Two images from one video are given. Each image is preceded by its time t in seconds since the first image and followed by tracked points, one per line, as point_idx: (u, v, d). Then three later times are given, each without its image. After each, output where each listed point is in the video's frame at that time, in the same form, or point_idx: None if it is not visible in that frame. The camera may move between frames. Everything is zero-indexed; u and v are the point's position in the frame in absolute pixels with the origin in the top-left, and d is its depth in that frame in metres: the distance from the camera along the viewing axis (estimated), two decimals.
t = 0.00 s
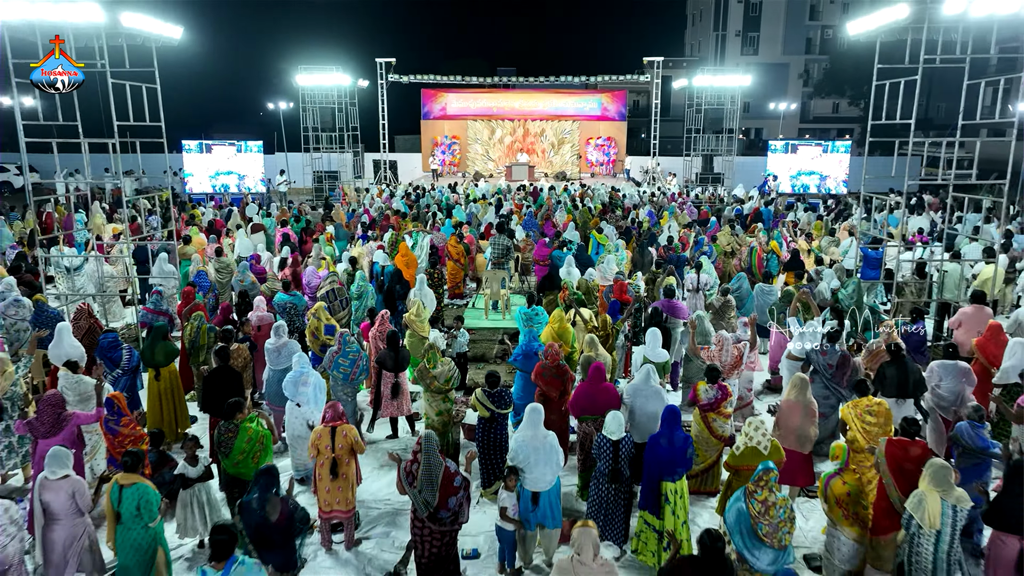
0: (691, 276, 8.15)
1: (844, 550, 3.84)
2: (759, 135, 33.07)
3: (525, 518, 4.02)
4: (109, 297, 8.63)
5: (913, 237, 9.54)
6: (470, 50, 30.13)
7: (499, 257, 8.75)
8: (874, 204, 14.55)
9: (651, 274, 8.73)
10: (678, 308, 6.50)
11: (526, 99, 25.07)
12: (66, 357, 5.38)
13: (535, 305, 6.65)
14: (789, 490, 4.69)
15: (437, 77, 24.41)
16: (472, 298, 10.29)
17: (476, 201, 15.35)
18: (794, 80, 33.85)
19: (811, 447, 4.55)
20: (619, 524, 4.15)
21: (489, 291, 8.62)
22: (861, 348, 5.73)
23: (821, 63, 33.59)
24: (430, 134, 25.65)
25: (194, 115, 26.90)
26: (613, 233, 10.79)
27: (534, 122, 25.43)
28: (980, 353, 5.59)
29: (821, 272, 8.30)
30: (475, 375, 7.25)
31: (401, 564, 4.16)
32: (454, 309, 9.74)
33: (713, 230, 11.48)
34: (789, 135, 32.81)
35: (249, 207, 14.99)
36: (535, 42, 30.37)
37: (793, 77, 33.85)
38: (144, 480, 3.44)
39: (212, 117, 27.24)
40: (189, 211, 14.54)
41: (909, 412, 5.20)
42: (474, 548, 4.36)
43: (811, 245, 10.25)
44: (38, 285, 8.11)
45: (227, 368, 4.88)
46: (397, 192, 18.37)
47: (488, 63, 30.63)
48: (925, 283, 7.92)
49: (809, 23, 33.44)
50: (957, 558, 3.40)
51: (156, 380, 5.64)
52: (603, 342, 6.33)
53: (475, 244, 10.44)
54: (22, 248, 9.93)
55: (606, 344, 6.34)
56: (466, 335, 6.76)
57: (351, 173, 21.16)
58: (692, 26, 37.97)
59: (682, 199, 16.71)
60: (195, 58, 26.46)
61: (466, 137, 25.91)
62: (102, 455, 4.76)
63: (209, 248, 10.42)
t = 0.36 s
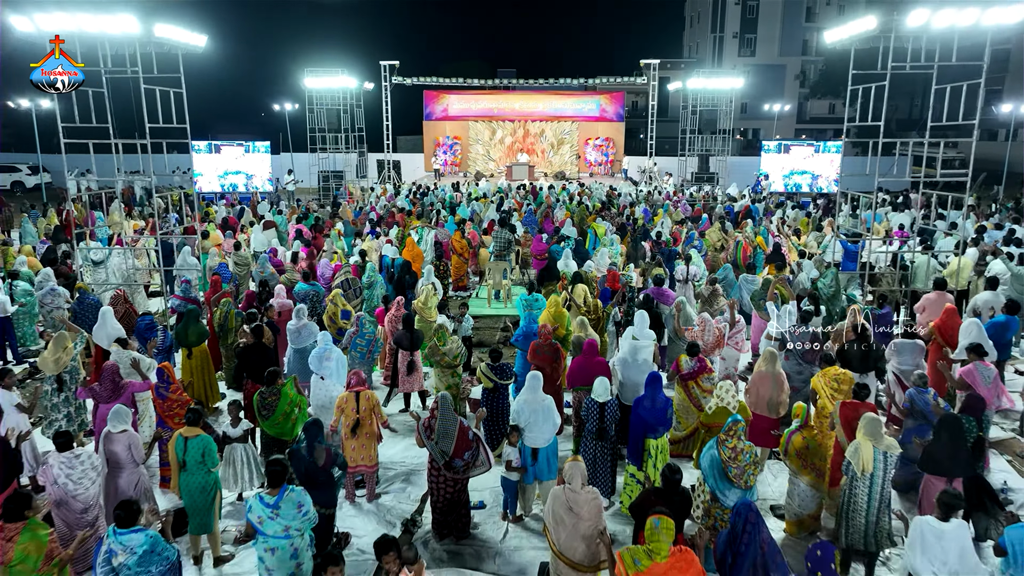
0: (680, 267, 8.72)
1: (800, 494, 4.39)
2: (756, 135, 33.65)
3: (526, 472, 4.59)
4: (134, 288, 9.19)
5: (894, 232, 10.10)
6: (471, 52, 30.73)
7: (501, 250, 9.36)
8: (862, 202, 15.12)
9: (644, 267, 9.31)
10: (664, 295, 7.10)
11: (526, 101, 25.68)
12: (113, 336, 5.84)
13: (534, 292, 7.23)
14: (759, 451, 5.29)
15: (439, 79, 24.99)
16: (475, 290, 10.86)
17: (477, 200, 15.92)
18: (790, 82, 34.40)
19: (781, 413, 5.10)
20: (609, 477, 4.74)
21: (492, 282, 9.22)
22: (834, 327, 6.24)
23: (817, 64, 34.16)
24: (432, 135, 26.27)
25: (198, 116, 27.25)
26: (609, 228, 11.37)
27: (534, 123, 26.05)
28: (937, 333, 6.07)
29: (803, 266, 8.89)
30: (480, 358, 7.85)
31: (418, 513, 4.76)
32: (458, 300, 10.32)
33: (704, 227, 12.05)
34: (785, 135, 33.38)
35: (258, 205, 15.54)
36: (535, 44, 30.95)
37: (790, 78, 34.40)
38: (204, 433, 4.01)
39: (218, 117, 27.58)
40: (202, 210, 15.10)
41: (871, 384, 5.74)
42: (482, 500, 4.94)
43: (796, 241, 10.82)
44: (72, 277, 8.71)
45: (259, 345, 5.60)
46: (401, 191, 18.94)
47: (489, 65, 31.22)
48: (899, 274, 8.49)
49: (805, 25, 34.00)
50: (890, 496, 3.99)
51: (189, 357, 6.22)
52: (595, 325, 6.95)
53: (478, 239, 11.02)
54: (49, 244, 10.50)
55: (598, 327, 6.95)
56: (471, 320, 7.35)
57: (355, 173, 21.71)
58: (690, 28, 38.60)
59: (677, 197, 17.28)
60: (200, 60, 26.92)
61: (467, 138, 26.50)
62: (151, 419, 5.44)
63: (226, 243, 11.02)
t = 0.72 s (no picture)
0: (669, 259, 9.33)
1: (765, 449, 4.98)
2: (752, 135, 34.27)
3: (525, 434, 5.21)
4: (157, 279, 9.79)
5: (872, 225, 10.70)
6: (472, 54, 31.34)
7: (502, 243, 9.98)
8: (849, 199, 15.72)
9: (636, 259, 9.89)
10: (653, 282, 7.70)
11: (525, 102, 26.28)
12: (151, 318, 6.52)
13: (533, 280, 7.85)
14: (734, 419, 5.91)
15: (440, 80, 25.55)
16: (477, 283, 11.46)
17: (479, 198, 16.53)
18: (786, 82, 35.01)
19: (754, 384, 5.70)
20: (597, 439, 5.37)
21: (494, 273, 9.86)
22: (804, 310, 6.81)
23: (813, 65, 34.75)
24: (433, 135, 26.90)
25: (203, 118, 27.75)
26: (604, 223, 11.97)
27: (533, 123, 26.65)
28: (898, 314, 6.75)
29: (783, 258, 9.51)
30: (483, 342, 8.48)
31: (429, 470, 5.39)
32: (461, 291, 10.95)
33: (695, 222, 12.66)
34: (780, 135, 34.00)
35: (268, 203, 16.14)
36: (535, 46, 31.57)
37: (786, 79, 35.00)
38: (248, 394, 4.66)
39: (221, 119, 28.08)
40: (213, 207, 15.69)
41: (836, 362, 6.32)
42: (485, 460, 5.57)
43: (781, 236, 11.43)
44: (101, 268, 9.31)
45: (285, 326, 6.21)
46: (404, 190, 19.53)
47: (489, 66, 31.78)
48: (873, 264, 9.07)
49: (801, 26, 34.61)
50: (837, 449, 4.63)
51: (218, 339, 6.84)
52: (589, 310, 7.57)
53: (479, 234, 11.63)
54: (75, 239, 11.11)
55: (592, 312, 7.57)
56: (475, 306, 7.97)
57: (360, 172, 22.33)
58: (688, 29, 39.14)
59: (671, 195, 17.90)
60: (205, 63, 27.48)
61: (468, 138, 27.12)
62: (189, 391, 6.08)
63: (241, 238, 11.63)
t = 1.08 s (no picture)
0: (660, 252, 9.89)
1: (738, 419, 5.53)
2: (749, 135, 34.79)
3: (521, 405, 5.75)
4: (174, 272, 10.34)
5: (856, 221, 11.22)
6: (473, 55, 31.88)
7: (502, 238, 10.54)
8: (837, 197, 16.26)
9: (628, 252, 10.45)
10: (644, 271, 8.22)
11: (525, 103, 26.73)
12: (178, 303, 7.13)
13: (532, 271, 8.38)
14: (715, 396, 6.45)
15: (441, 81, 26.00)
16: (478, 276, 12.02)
17: (479, 196, 17.07)
18: (783, 83, 35.51)
19: (732, 360, 6.12)
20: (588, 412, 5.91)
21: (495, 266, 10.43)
22: (782, 298, 7.32)
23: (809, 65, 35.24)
24: (434, 136, 27.39)
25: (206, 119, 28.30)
26: (599, 220, 12.52)
27: (533, 124, 27.20)
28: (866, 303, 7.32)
29: (768, 251, 10.07)
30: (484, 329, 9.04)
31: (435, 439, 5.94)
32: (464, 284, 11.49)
33: (688, 218, 13.22)
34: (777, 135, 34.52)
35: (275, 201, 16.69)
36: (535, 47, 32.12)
37: (783, 79, 35.51)
38: (280, 369, 5.23)
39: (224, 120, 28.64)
40: (223, 205, 16.25)
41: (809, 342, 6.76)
42: (486, 431, 6.13)
43: (768, 231, 11.98)
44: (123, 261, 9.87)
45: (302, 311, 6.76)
46: (407, 189, 20.06)
47: (490, 67, 32.32)
48: (853, 257, 9.59)
49: (797, 27, 35.09)
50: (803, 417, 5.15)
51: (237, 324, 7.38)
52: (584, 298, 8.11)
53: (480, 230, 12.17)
54: (94, 234, 11.67)
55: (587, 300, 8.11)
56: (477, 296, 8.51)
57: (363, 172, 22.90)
58: (686, 30, 39.71)
59: (666, 193, 18.45)
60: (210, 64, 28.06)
61: (468, 139, 27.68)
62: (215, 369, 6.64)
63: (253, 234, 12.19)
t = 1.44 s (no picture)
0: (652, 246, 10.48)
1: (716, 395, 6.16)
2: (746, 136, 35.36)
3: (521, 383, 6.35)
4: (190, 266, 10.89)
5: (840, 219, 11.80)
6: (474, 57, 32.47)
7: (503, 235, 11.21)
8: (827, 197, 16.86)
9: (623, 248, 11.04)
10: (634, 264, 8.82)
11: (525, 105, 27.30)
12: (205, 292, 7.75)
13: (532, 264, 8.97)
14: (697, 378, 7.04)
15: (443, 83, 26.57)
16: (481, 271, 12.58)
17: (481, 195, 17.65)
18: (780, 84, 36.06)
19: (710, 343, 6.68)
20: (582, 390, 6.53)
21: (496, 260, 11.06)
22: (762, 288, 7.89)
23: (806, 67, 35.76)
24: (436, 136, 27.95)
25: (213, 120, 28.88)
26: (597, 218, 13.09)
27: (533, 124, 27.81)
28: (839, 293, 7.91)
29: (754, 248, 10.69)
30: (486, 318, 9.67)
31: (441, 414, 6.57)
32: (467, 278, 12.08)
33: (680, 216, 13.79)
34: (773, 136, 35.08)
35: (284, 199, 17.28)
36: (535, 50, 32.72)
37: (780, 81, 36.04)
38: (308, 349, 5.86)
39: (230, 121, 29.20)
40: (233, 203, 16.82)
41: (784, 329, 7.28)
42: (489, 408, 6.74)
43: (756, 229, 12.59)
44: (145, 257, 10.44)
45: (318, 300, 7.38)
46: (411, 188, 20.64)
47: (491, 69, 32.91)
48: (833, 252, 10.20)
49: (794, 29, 35.60)
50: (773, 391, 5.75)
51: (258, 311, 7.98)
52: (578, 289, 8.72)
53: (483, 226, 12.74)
54: (114, 231, 12.23)
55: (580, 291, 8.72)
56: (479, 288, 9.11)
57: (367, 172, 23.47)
58: (685, 32, 40.35)
59: (662, 193, 18.99)
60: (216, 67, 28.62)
61: (470, 140, 28.25)
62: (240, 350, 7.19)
63: (266, 231, 12.78)
